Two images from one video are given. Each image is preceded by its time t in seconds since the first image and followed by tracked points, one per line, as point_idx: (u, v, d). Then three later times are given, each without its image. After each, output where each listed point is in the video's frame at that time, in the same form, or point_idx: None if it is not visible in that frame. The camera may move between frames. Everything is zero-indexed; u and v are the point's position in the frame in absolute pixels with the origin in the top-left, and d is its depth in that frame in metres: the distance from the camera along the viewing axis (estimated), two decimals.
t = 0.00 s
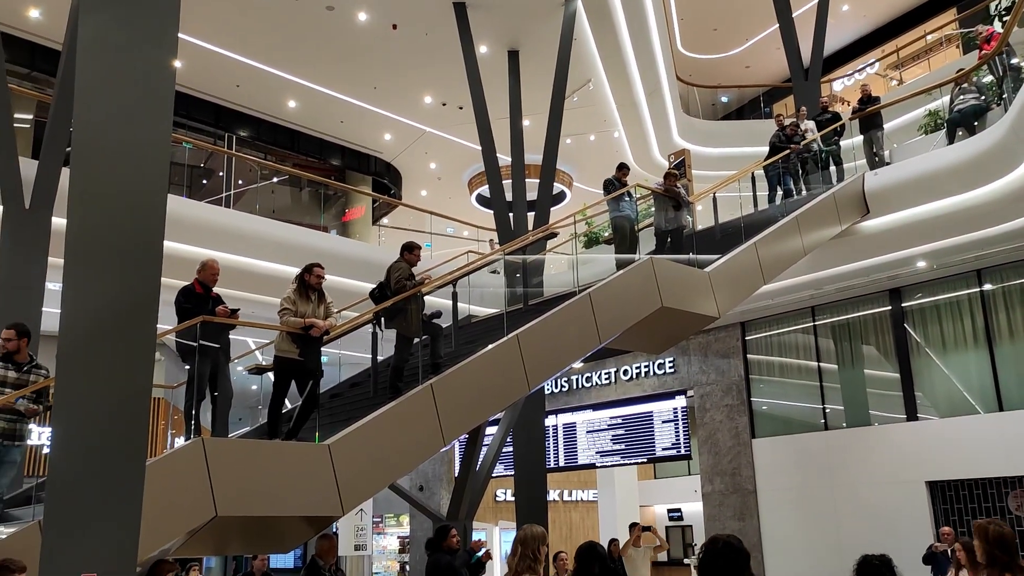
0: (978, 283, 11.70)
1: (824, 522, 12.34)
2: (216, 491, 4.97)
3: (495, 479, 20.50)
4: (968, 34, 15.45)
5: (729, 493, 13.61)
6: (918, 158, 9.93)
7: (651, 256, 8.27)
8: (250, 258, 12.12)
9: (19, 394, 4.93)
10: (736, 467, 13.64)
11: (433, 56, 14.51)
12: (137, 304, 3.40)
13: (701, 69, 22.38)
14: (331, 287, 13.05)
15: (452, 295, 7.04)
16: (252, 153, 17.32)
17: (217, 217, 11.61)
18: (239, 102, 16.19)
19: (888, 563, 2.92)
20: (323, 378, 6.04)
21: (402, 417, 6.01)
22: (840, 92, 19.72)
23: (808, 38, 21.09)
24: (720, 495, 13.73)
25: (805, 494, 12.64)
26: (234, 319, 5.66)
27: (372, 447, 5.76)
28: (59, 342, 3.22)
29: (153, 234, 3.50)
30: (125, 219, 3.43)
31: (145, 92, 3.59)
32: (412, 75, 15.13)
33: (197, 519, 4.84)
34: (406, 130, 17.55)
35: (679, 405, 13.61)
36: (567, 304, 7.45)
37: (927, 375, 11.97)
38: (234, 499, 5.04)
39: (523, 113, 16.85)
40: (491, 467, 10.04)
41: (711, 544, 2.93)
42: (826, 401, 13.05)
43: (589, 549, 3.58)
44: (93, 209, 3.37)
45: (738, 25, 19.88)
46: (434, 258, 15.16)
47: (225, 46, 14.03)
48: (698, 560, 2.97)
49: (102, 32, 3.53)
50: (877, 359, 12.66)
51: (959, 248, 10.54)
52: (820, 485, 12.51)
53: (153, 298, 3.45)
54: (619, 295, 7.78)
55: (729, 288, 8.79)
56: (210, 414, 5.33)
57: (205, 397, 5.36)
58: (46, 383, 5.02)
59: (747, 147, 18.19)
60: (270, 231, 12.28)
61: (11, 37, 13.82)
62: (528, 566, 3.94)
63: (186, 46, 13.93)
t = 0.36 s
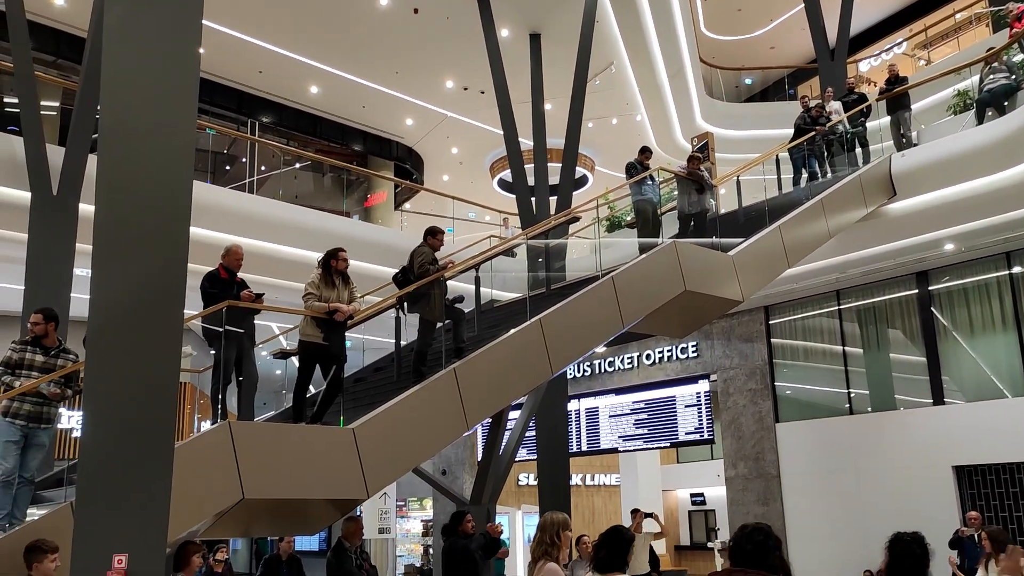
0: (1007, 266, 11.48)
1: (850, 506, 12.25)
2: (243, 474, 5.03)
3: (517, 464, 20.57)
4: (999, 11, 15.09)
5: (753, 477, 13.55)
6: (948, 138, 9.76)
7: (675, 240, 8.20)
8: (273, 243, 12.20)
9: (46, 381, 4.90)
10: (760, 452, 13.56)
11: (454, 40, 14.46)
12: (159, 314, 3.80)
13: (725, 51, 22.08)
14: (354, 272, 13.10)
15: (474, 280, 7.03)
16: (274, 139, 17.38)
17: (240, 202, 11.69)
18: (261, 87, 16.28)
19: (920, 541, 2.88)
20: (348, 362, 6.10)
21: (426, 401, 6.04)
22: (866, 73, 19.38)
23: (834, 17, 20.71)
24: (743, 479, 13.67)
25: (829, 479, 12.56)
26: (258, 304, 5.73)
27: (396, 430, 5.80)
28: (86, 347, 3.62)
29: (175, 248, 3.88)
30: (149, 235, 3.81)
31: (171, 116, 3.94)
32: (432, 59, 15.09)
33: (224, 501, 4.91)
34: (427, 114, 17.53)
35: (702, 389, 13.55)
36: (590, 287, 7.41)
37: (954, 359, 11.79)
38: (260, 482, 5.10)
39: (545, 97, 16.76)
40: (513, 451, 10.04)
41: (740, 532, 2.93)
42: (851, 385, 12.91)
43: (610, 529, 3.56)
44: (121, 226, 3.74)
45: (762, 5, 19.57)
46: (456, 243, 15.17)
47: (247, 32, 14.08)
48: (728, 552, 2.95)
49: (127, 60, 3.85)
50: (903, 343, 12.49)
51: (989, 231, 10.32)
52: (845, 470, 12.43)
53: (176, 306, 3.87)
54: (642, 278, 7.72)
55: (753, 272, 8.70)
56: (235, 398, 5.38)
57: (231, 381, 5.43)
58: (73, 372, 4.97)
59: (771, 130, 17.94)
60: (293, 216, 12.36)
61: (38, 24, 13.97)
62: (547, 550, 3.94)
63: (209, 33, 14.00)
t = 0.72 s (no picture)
0: None
1: (878, 489, 12.15)
2: (271, 456, 5.09)
3: (543, 446, 20.61)
4: None
5: (780, 459, 13.44)
6: (979, 116, 9.61)
7: (701, 222, 8.11)
8: (298, 227, 12.26)
9: (72, 364, 4.92)
10: (786, 435, 13.44)
11: (477, 22, 14.37)
12: (187, 298, 3.84)
13: (751, 30, 21.73)
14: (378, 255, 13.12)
15: (500, 263, 7.01)
16: (299, 123, 17.42)
17: (265, 186, 11.77)
18: (286, 72, 16.35)
19: (970, 525, 2.87)
20: (374, 345, 6.12)
21: (452, 383, 6.05)
22: (896, 51, 18.98)
23: None
24: (769, 462, 13.56)
25: (856, 463, 12.44)
26: (284, 287, 5.72)
27: (422, 412, 5.83)
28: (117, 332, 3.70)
29: (203, 235, 3.92)
30: (177, 222, 3.85)
31: (196, 105, 3.98)
32: (456, 42, 15.02)
33: (254, 481, 4.98)
34: (451, 97, 17.48)
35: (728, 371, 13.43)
36: (616, 269, 7.36)
37: (985, 340, 11.58)
38: (289, 463, 5.17)
39: (569, 79, 16.64)
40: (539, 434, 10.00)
41: (781, 510, 3.03)
42: (879, 366, 12.73)
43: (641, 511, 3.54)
44: (149, 216, 3.81)
45: None
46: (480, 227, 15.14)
47: (271, 16, 14.10)
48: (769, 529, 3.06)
49: (154, 49, 3.89)
50: (932, 324, 12.28)
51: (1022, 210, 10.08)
52: (873, 452, 12.29)
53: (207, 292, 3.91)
54: (667, 260, 7.66)
55: (780, 254, 8.59)
56: (262, 381, 5.49)
57: (259, 363, 5.53)
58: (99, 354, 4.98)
59: (798, 109, 17.65)
60: (317, 199, 12.41)
61: (66, 11, 14.12)
62: (582, 529, 3.93)
63: (233, 18, 14.05)
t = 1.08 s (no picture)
0: None
1: (904, 473, 12.03)
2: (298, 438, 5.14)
3: (566, 431, 20.63)
4: None
5: (805, 443, 13.34)
6: (1016, 94, 9.34)
7: (726, 204, 8.01)
8: (321, 212, 12.32)
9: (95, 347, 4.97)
10: (812, 419, 13.32)
11: (500, 5, 14.27)
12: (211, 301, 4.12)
13: (778, 9, 21.35)
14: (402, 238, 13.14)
15: (522, 247, 7.03)
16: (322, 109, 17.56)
17: (289, 171, 11.85)
18: (309, 58, 16.40)
19: (1005, 510, 2.78)
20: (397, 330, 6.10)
21: (476, 367, 6.07)
22: (927, 29, 18.55)
23: None
24: (795, 446, 13.47)
25: (883, 447, 12.31)
26: (309, 273, 5.87)
27: (446, 395, 5.85)
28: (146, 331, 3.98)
29: (226, 239, 4.21)
30: (201, 231, 4.15)
31: (219, 98, 4.30)
32: (479, 25, 14.95)
33: (282, 462, 5.04)
34: (473, 81, 17.41)
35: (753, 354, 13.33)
36: (640, 253, 7.31)
37: (1016, 323, 11.35)
38: (315, 446, 5.21)
39: (592, 61, 16.49)
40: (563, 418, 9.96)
41: (804, 493, 3.00)
42: (907, 350, 12.54)
43: (669, 495, 3.65)
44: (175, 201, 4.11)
45: None
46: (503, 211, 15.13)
47: (293, 2, 14.12)
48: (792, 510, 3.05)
49: (182, 48, 4.22)
50: (962, 307, 12.08)
51: None
52: (900, 436, 12.15)
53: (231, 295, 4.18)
54: (692, 242, 7.58)
55: (807, 236, 8.48)
56: (288, 364, 5.52)
57: (284, 347, 5.57)
58: (121, 338, 5.01)
59: (826, 90, 17.35)
60: (341, 184, 12.48)
61: None
62: (617, 515, 3.79)
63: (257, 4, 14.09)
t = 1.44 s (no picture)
0: None
1: (928, 457, 11.91)
2: (319, 422, 5.17)
3: (587, 415, 20.63)
4: None
5: (827, 428, 13.22)
6: None
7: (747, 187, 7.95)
8: (341, 198, 12.34)
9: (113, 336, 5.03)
10: (834, 403, 13.18)
11: None
12: (234, 286, 4.14)
13: None
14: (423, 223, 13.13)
15: (543, 232, 6.95)
16: (342, 94, 17.58)
17: (308, 156, 11.88)
18: (328, 43, 16.38)
19: (1011, 490, 2.69)
20: (418, 315, 6.11)
21: (496, 352, 6.06)
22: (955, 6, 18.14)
23: None
24: (817, 430, 13.35)
25: (907, 432, 12.19)
26: (330, 257, 5.81)
27: (466, 380, 5.86)
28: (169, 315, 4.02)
29: (248, 226, 4.22)
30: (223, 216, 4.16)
31: (240, 84, 4.31)
32: (498, 8, 14.83)
33: (304, 447, 5.08)
34: (492, 65, 17.30)
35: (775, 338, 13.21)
36: (661, 237, 7.24)
37: None
38: (336, 430, 5.24)
39: (612, 43, 16.32)
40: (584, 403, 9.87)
41: (811, 481, 2.94)
42: (932, 334, 12.36)
43: (695, 483, 3.43)
44: (196, 188, 4.13)
45: None
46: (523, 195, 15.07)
47: None
48: (799, 493, 3.01)
49: (203, 35, 4.23)
50: (988, 290, 11.89)
51: None
52: (924, 421, 12.01)
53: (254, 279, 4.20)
54: (712, 226, 7.50)
55: (830, 218, 8.36)
56: (310, 350, 5.47)
57: (306, 333, 5.53)
58: (136, 328, 5.06)
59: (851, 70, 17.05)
60: (361, 169, 12.50)
61: None
62: (635, 495, 3.93)
63: None
